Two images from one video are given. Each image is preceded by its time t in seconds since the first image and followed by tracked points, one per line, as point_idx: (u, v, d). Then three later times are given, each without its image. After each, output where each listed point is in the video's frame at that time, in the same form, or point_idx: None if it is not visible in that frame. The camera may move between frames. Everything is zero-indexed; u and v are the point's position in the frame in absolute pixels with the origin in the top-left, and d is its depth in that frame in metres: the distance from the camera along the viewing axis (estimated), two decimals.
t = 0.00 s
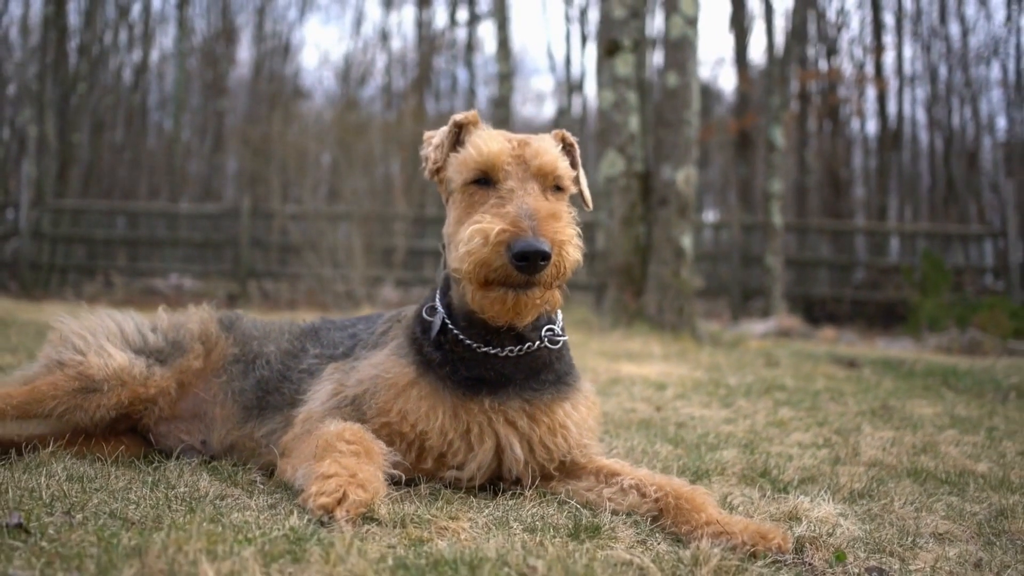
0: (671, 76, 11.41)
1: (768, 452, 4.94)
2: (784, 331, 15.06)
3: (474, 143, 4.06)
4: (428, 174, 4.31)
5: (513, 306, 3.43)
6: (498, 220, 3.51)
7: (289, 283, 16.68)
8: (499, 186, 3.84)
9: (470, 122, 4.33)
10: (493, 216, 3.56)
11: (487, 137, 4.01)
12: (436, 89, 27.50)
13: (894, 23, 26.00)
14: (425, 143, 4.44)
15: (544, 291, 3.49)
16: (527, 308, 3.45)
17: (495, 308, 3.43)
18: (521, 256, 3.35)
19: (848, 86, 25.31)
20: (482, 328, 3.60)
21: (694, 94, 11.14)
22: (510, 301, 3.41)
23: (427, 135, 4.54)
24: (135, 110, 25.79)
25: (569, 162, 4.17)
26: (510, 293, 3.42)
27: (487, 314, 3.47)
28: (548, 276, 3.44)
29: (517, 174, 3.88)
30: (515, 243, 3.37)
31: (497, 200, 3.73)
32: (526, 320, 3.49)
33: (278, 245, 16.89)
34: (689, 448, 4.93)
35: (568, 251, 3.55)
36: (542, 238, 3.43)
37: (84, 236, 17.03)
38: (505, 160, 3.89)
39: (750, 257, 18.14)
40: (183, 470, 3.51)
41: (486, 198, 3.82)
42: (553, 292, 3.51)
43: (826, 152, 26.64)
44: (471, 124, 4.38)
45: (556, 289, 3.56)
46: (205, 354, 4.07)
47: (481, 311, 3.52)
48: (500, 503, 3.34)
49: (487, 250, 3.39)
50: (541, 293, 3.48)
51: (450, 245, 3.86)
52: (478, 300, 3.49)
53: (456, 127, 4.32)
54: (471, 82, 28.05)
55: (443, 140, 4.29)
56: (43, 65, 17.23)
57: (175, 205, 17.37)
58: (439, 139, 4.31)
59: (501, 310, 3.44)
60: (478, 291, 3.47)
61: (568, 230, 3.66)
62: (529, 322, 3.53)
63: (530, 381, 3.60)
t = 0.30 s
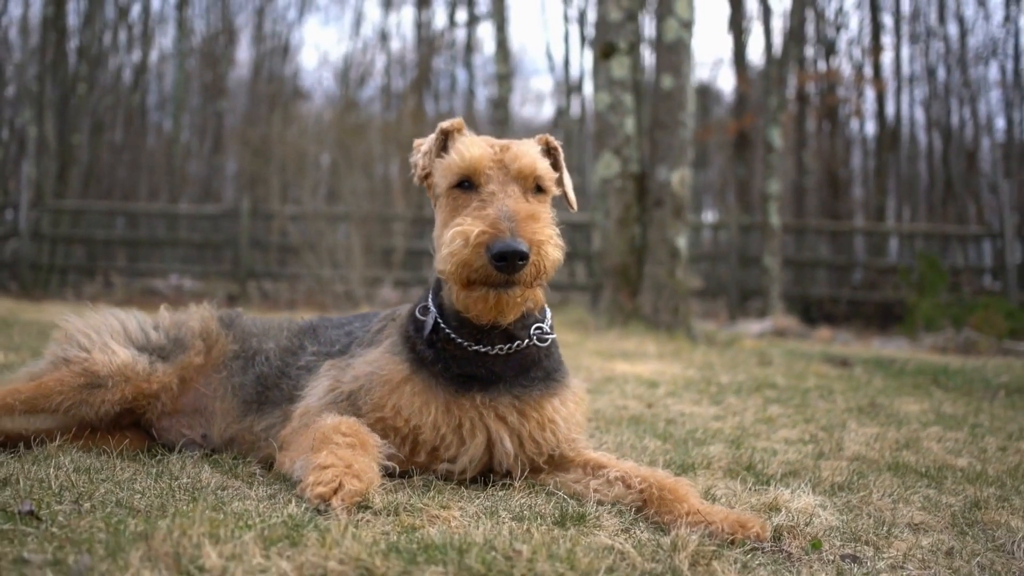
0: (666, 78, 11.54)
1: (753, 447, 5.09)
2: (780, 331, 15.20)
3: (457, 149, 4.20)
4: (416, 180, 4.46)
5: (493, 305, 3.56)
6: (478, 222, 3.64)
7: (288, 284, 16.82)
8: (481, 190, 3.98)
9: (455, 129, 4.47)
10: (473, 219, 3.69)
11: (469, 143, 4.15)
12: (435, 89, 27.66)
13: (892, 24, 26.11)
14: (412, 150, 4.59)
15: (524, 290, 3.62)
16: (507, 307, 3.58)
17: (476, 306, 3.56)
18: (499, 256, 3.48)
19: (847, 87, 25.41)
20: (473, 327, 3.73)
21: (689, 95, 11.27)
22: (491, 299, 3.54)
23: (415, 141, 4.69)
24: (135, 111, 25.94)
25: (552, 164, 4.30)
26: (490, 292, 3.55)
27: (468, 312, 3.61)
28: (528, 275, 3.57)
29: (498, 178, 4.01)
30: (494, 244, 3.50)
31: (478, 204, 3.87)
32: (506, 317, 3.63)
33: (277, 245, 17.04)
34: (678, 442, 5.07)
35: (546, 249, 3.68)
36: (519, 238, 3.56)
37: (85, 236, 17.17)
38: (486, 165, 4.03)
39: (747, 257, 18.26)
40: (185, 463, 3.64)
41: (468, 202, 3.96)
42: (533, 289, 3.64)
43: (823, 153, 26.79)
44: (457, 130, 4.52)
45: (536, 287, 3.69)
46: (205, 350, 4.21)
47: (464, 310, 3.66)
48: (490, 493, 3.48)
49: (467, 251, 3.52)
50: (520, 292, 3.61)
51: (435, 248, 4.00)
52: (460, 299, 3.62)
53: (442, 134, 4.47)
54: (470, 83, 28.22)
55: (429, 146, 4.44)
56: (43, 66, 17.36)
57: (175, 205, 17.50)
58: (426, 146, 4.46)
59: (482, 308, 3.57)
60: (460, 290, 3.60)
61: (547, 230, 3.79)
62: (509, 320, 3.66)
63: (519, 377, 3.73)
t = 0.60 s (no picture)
0: (665, 80, 11.68)
1: (747, 441, 5.24)
2: (777, 331, 15.35)
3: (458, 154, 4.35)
4: (420, 184, 4.61)
5: (492, 305, 3.70)
6: (477, 226, 3.79)
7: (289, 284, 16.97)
8: (481, 194, 4.12)
9: (456, 134, 4.62)
10: (473, 223, 3.84)
11: (470, 148, 4.30)
12: (434, 90, 27.85)
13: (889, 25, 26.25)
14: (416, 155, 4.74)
15: (522, 291, 3.76)
16: (505, 307, 3.73)
17: (475, 307, 3.71)
18: (497, 259, 3.63)
19: (845, 88, 25.55)
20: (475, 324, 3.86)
21: (686, 97, 11.41)
22: (490, 300, 3.68)
23: (418, 146, 4.84)
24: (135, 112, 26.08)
25: (550, 168, 4.44)
26: (489, 293, 3.69)
27: (468, 313, 3.75)
28: (526, 276, 3.72)
29: (497, 182, 4.16)
30: (493, 247, 3.65)
31: (478, 208, 4.02)
32: (504, 317, 3.77)
33: (278, 246, 17.18)
34: (674, 437, 5.22)
35: (543, 252, 3.82)
36: (517, 242, 3.70)
37: (85, 237, 17.32)
38: (486, 169, 4.17)
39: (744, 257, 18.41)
40: (198, 454, 3.78)
41: (468, 206, 4.10)
42: (531, 290, 3.79)
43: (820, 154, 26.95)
44: (459, 135, 4.66)
45: (534, 287, 3.84)
46: (216, 345, 4.35)
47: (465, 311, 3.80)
48: (492, 483, 3.62)
49: (467, 254, 3.68)
50: (518, 292, 3.75)
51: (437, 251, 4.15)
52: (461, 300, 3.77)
53: (444, 139, 4.61)
54: (469, 83, 28.40)
55: (431, 151, 4.59)
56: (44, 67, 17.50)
57: (176, 205, 17.64)
58: (428, 151, 4.60)
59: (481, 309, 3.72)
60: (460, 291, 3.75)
61: (545, 232, 3.93)
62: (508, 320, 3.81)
63: (520, 372, 3.87)
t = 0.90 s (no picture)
0: (665, 82, 11.81)
1: (747, 438, 5.38)
2: (775, 331, 15.48)
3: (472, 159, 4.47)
4: (431, 187, 4.73)
5: (504, 306, 3.84)
6: (491, 230, 3.92)
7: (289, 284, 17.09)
8: (494, 198, 4.25)
9: (467, 139, 4.75)
10: (487, 227, 3.97)
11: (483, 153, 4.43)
12: (433, 90, 28.00)
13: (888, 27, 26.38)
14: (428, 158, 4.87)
15: (533, 293, 3.90)
16: (516, 308, 3.86)
17: (487, 308, 3.84)
18: (511, 263, 3.76)
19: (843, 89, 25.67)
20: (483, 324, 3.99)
21: (686, 99, 11.54)
22: (502, 302, 3.82)
23: (430, 150, 4.96)
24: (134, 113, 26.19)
25: (559, 174, 4.57)
26: (501, 295, 3.82)
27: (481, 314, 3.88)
28: (536, 280, 3.86)
29: (510, 188, 4.29)
30: (507, 251, 3.78)
31: (491, 212, 4.14)
32: (515, 318, 3.90)
33: (279, 246, 17.32)
34: (674, 433, 5.36)
35: (554, 256, 3.96)
36: (530, 247, 3.84)
37: (85, 237, 17.44)
38: (499, 175, 4.30)
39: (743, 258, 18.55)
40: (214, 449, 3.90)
41: (481, 210, 4.23)
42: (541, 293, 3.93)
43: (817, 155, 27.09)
44: (469, 140, 4.79)
45: (544, 290, 3.98)
46: (231, 345, 4.48)
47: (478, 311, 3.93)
48: (499, 476, 3.75)
49: (481, 256, 3.80)
50: (529, 295, 3.89)
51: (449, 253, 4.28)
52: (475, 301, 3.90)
53: (456, 144, 4.74)
54: (468, 84, 28.56)
55: (444, 155, 4.71)
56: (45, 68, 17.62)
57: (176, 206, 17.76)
58: (440, 155, 4.73)
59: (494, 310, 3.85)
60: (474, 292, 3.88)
61: (556, 237, 4.07)
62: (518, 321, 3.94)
63: (527, 371, 4.01)
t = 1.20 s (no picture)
0: (665, 84, 11.98)
1: (748, 431, 5.54)
2: (774, 330, 15.65)
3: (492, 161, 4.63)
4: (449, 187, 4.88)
5: (523, 303, 3.99)
6: (513, 229, 4.08)
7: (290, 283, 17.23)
8: (513, 199, 4.41)
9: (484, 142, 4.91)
10: (508, 227, 4.12)
11: (502, 156, 4.59)
12: (432, 90, 28.17)
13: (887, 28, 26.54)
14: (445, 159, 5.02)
15: (550, 291, 4.06)
16: (534, 304, 4.02)
17: (507, 304, 3.99)
18: (532, 261, 3.92)
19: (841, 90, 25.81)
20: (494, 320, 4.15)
21: (686, 100, 11.70)
22: (521, 298, 3.97)
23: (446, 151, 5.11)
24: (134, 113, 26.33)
25: (572, 177, 4.74)
26: (520, 291, 3.98)
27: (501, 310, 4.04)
28: (555, 278, 4.02)
29: (528, 190, 4.45)
30: (528, 250, 3.94)
31: (511, 213, 4.30)
32: (533, 314, 4.06)
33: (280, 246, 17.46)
34: (677, 426, 5.53)
35: (571, 255, 4.13)
36: (550, 247, 4.00)
37: (85, 237, 17.56)
38: (518, 177, 4.47)
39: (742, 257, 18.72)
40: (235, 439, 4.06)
41: (500, 210, 4.39)
42: (558, 291, 4.09)
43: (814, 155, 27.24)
44: (486, 143, 4.95)
45: (560, 288, 4.15)
46: (249, 341, 4.64)
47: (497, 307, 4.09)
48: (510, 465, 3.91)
49: (503, 254, 3.96)
50: (546, 292, 4.05)
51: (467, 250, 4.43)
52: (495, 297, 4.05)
53: (474, 146, 4.90)
54: (467, 83, 28.73)
55: (462, 156, 4.87)
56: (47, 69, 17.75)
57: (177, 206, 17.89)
58: (459, 157, 4.88)
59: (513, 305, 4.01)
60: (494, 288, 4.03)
61: (573, 238, 4.24)
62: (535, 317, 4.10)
63: (536, 364, 4.17)
